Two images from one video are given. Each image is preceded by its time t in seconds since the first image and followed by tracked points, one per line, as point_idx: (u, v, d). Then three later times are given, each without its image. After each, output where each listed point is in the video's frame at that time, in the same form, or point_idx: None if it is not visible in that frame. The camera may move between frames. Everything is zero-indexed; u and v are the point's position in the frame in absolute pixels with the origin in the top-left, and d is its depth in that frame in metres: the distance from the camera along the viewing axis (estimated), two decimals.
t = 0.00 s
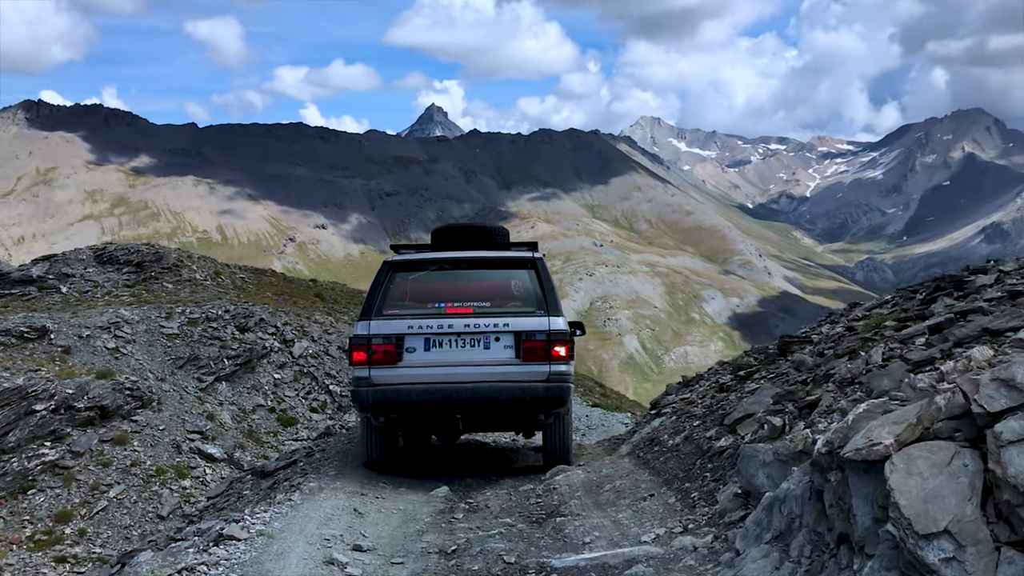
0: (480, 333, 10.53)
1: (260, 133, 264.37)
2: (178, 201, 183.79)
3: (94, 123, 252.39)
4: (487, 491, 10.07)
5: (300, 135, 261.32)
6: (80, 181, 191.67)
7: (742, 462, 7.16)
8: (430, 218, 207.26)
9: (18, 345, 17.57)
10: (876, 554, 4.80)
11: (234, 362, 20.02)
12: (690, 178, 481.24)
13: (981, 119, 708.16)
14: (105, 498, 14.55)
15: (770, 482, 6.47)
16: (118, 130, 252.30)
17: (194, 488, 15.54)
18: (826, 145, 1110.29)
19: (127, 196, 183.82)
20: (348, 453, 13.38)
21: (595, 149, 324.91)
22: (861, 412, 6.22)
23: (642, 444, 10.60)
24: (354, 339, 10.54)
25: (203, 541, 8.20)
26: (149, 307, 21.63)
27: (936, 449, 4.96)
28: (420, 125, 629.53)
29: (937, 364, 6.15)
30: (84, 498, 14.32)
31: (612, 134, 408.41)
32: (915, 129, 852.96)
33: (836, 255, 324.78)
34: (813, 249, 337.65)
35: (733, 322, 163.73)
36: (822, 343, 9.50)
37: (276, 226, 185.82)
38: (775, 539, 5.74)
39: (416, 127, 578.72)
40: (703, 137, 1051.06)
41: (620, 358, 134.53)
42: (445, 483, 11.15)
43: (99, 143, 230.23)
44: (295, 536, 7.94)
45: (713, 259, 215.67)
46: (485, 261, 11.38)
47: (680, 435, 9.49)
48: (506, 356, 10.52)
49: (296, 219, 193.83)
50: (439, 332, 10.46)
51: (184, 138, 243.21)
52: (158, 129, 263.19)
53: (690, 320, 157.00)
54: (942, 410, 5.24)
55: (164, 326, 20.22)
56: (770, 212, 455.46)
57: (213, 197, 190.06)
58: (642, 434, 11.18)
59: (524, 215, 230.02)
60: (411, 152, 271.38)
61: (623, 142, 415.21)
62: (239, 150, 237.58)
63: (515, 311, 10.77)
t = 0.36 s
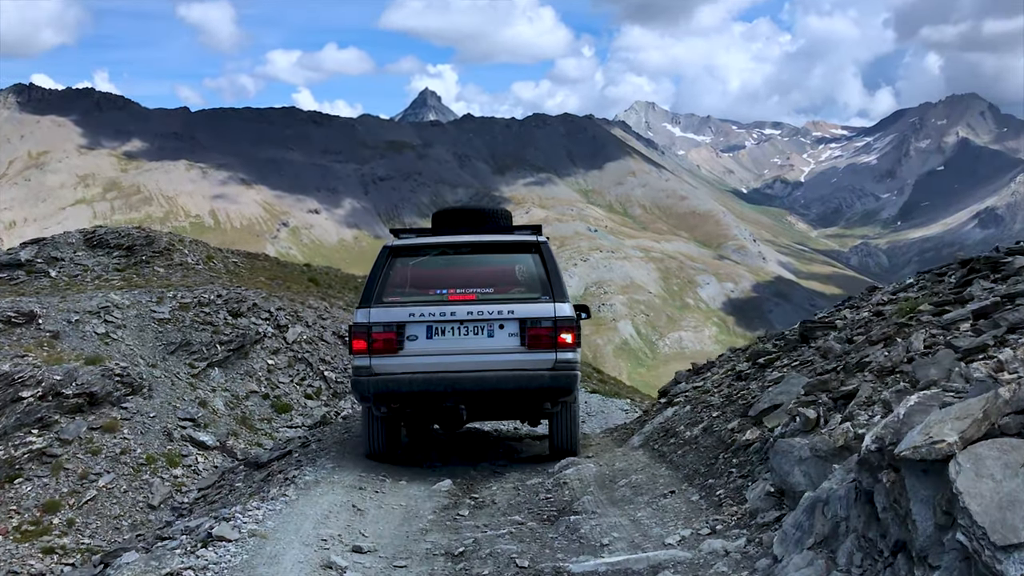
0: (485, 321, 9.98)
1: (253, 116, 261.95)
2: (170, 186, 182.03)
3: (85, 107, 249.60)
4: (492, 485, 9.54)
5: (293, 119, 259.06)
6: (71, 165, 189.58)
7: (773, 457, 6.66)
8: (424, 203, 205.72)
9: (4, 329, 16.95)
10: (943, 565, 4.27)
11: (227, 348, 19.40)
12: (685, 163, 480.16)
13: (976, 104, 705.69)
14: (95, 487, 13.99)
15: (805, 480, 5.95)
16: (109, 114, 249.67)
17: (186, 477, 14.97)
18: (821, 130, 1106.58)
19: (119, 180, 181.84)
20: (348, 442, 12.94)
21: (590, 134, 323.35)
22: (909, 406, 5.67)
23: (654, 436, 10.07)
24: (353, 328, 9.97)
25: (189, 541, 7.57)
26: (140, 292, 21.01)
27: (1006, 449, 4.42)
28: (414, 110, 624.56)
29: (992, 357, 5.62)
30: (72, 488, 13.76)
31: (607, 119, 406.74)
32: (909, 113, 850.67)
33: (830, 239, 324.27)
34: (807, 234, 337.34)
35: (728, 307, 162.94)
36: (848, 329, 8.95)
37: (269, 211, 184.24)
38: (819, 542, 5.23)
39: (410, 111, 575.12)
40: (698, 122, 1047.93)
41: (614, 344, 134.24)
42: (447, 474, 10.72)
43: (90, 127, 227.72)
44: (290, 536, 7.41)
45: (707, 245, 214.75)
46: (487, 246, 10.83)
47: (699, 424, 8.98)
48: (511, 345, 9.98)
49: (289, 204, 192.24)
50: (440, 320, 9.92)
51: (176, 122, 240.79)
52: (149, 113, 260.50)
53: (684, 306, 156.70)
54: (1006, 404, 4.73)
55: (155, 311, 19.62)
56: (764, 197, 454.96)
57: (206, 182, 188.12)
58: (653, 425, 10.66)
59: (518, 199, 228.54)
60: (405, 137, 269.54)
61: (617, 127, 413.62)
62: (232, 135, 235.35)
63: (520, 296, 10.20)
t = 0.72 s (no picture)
0: (489, 315, 9.49)
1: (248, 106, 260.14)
2: (166, 175, 180.63)
3: (80, 96, 247.73)
4: (496, 484, 9.11)
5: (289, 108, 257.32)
6: (67, 153, 188.04)
7: (804, 453, 6.25)
8: (420, 192, 204.60)
9: None
10: None
11: (222, 338, 18.88)
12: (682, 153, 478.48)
13: (973, 94, 704.37)
14: (87, 481, 13.51)
15: (848, 488, 5.37)
16: (104, 103, 247.78)
17: (181, 470, 14.50)
18: (818, 121, 1106.12)
19: (115, 169, 180.32)
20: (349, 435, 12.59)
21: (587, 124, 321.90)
22: (957, 402, 5.23)
23: (667, 432, 9.66)
24: (353, 320, 9.54)
25: (174, 549, 7.06)
26: (132, 280, 20.40)
27: None
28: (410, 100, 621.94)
29: None
30: (64, 481, 13.29)
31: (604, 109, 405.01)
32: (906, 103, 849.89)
33: (828, 229, 323.38)
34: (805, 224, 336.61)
35: (725, 297, 162.33)
36: (878, 320, 8.47)
37: (265, 200, 182.98)
38: (872, 559, 4.65)
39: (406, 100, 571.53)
40: (696, 112, 1043.88)
41: (611, 334, 133.62)
42: (453, 470, 10.41)
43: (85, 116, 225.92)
44: (278, 546, 6.82)
45: (704, 235, 214.07)
46: (493, 235, 10.31)
47: (715, 421, 8.55)
48: (518, 338, 9.49)
49: (286, 193, 191.03)
50: (445, 312, 9.46)
51: (172, 111, 239.18)
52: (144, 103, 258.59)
53: (682, 296, 155.99)
54: None
55: (148, 301, 19.04)
56: (762, 187, 453.76)
57: (202, 171, 186.75)
58: (664, 419, 10.27)
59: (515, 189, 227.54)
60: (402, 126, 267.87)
61: (615, 117, 412.01)
62: (227, 124, 233.80)
63: (527, 289, 9.72)
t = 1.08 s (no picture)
0: (500, 310, 9.50)
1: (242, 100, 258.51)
2: (160, 170, 179.29)
3: (73, 91, 246.09)
4: (504, 491, 8.58)
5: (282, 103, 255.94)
6: (60, 149, 186.51)
7: (846, 463, 5.82)
8: (415, 188, 203.94)
9: None
10: None
11: (215, 335, 18.30)
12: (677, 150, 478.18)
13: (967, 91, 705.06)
14: (76, 481, 12.96)
15: (891, 495, 5.05)
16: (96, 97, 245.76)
17: (174, 471, 13.93)
18: (811, 117, 1104.85)
19: (108, 164, 178.85)
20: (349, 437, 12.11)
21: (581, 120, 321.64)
22: (1023, 407, 4.83)
23: (683, 432, 9.24)
24: (361, 312, 9.51)
25: (164, 566, 6.60)
26: (123, 276, 19.85)
27: None
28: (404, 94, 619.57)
29: None
30: (53, 482, 12.71)
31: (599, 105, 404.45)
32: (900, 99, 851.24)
33: (821, 226, 324.00)
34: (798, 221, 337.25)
35: (719, 294, 161.88)
36: (908, 317, 8.16)
37: (259, 195, 181.85)
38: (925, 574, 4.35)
39: (400, 95, 569.14)
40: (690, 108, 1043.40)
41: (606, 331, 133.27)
42: (457, 476, 9.90)
43: (78, 111, 224.41)
44: (280, 557, 6.46)
45: (698, 231, 213.80)
46: (506, 230, 10.30)
47: (741, 423, 8.05)
48: (527, 335, 9.52)
49: (280, 188, 189.93)
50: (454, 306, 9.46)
51: (165, 106, 237.52)
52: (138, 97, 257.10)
53: (675, 293, 155.93)
54: None
55: (140, 297, 18.50)
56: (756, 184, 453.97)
57: (196, 166, 185.60)
58: (681, 421, 9.80)
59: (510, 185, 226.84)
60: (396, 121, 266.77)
61: (609, 113, 411.41)
62: (221, 119, 232.67)
63: (537, 285, 9.73)
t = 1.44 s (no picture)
0: (507, 312, 9.03)
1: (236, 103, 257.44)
2: (153, 173, 178.12)
3: (67, 93, 245.05)
4: (514, 511, 8.02)
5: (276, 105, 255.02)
6: (53, 151, 185.30)
7: (895, 486, 5.29)
8: (409, 190, 203.06)
9: None
10: None
11: (208, 339, 17.77)
12: (672, 152, 478.03)
13: (960, 93, 706.22)
14: (64, 491, 12.36)
15: (956, 533, 4.50)
16: (90, 99, 244.66)
17: (166, 480, 13.36)
18: (805, 120, 1106.45)
19: (101, 167, 177.69)
20: (348, 447, 11.62)
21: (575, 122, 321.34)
22: None
23: (701, 444, 8.76)
24: (363, 313, 9.10)
25: None
26: (113, 278, 19.27)
27: None
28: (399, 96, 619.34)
29: None
30: (40, 491, 12.11)
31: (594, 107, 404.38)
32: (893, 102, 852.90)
33: (815, 228, 323.81)
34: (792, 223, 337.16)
35: (712, 296, 161.25)
36: (943, 325, 7.67)
37: (253, 197, 180.76)
38: None
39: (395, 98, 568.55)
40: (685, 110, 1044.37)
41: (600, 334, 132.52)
42: (460, 489, 9.34)
43: (71, 113, 223.33)
44: None
45: (691, 234, 213.41)
46: (512, 229, 9.81)
47: (767, 437, 7.54)
48: (535, 338, 9.03)
49: (274, 190, 188.82)
50: (459, 308, 9.03)
51: (159, 108, 236.43)
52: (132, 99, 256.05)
53: (669, 295, 155.34)
54: None
55: (131, 300, 17.96)
56: (751, 186, 454.04)
57: (190, 168, 184.68)
58: (698, 432, 9.31)
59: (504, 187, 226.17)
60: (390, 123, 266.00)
61: (604, 114, 411.48)
62: (216, 121, 231.74)
63: (545, 285, 9.24)
